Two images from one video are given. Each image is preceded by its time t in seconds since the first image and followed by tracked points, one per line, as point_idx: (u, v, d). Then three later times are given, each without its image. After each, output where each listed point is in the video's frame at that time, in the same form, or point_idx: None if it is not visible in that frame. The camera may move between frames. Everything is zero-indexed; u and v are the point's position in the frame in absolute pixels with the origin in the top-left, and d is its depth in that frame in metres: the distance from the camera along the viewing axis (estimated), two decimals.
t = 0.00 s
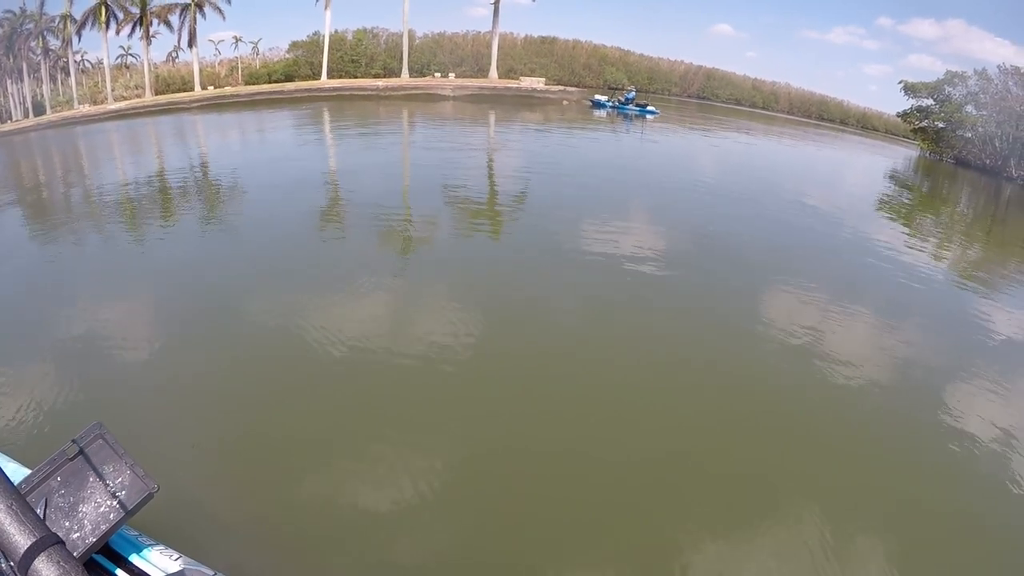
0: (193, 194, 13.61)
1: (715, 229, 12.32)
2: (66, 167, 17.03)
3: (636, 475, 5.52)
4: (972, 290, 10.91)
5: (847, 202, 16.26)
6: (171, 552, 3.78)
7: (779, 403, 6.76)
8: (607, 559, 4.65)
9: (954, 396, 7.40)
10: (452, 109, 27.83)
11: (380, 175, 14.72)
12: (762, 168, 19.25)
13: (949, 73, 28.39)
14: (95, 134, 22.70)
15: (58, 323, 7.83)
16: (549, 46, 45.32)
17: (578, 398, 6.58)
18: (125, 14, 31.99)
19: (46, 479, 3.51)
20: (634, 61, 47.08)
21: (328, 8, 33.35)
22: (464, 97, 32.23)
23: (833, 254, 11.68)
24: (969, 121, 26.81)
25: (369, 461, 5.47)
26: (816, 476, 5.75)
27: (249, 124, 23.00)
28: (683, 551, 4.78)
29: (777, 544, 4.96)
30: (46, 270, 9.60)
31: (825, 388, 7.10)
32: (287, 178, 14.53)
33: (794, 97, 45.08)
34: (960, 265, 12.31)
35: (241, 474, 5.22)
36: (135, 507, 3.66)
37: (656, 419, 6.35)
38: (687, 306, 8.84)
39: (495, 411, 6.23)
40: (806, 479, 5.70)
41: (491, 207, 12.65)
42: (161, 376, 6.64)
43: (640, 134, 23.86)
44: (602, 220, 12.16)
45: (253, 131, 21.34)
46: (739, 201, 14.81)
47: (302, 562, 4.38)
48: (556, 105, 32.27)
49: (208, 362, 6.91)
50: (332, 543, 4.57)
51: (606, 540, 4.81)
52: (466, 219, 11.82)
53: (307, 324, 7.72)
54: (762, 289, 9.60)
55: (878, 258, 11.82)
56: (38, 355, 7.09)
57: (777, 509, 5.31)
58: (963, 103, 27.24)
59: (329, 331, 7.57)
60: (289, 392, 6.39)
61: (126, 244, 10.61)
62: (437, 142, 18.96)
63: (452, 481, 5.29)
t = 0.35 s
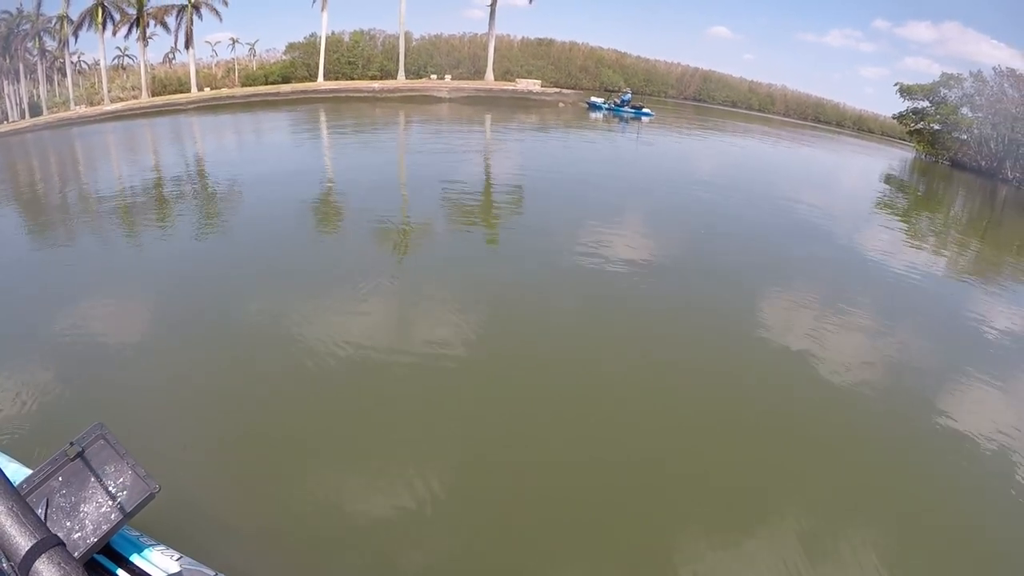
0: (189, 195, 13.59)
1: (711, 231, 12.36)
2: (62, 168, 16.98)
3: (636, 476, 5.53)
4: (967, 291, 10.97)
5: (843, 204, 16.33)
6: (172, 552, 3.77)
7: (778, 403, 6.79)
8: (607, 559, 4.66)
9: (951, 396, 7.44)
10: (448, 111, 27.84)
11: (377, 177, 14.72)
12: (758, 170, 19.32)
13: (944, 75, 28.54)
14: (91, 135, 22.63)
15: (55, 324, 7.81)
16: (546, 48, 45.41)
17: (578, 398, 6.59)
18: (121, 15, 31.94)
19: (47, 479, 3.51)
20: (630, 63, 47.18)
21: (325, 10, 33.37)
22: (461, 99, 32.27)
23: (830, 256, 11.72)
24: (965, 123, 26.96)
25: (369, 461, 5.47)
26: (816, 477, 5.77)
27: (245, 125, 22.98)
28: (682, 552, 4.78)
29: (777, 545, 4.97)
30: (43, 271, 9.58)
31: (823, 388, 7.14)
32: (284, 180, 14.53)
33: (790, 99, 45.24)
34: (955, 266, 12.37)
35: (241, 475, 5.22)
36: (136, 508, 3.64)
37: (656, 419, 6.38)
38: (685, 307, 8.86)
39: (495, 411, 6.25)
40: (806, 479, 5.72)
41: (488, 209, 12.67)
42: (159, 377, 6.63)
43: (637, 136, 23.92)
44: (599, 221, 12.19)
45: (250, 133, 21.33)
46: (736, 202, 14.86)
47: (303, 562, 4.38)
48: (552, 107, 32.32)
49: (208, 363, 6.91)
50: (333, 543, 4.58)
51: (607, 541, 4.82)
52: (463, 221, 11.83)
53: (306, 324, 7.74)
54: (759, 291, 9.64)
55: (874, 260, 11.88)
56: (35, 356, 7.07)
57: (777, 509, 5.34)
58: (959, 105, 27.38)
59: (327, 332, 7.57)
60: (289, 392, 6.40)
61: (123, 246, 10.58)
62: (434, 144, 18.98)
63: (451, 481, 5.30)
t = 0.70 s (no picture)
0: (187, 196, 13.57)
1: (708, 231, 12.38)
2: (59, 169, 16.95)
3: (636, 476, 5.54)
4: (964, 290, 11.01)
5: (840, 204, 16.37)
6: (174, 552, 3.77)
7: (777, 403, 6.80)
8: (608, 559, 4.66)
9: (949, 394, 7.47)
10: (445, 111, 27.85)
11: (374, 177, 14.72)
12: (755, 170, 19.37)
13: (941, 75, 28.62)
14: (88, 136, 22.60)
15: (54, 325, 7.79)
16: (543, 48, 45.44)
17: (578, 398, 6.60)
18: (118, 16, 31.88)
19: (49, 479, 3.50)
20: (627, 63, 47.23)
21: (321, 11, 33.34)
22: (458, 99, 32.28)
23: (827, 255, 11.75)
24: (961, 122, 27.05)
25: (369, 462, 5.47)
26: (815, 476, 5.78)
27: (243, 126, 22.95)
28: (682, 552, 4.79)
29: (777, 544, 4.98)
30: (41, 273, 9.56)
31: (822, 388, 7.16)
32: (281, 180, 14.51)
33: (787, 99, 45.32)
34: (951, 265, 12.41)
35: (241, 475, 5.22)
36: (137, 508, 3.64)
37: (656, 419, 6.39)
38: (683, 307, 8.88)
39: (495, 411, 6.25)
40: (806, 478, 5.73)
41: (485, 209, 12.67)
42: (158, 378, 6.62)
43: (634, 136, 23.96)
44: (597, 221, 12.20)
45: (247, 133, 21.31)
46: (733, 202, 14.89)
47: (303, 562, 4.38)
48: (549, 107, 32.35)
49: (207, 364, 6.91)
50: (333, 543, 4.58)
51: (607, 541, 4.82)
52: (461, 221, 11.84)
53: (305, 324, 7.74)
54: (757, 290, 9.65)
55: (871, 259, 11.92)
56: (34, 356, 7.05)
57: (777, 508, 5.35)
58: (955, 104, 27.46)
59: (326, 332, 7.57)
60: (288, 392, 6.40)
61: (121, 247, 10.56)
62: (432, 145, 18.97)
63: (452, 482, 5.30)
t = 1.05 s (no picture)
0: (185, 196, 13.57)
1: (707, 229, 12.38)
2: (58, 169, 16.94)
3: (636, 476, 5.54)
4: (964, 287, 11.03)
5: (839, 201, 16.39)
6: (176, 550, 3.77)
7: (777, 402, 6.81)
8: (608, 559, 4.66)
9: (948, 392, 7.47)
10: (443, 110, 27.84)
11: (373, 176, 14.71)
12: (754, 167, 19.38)
13: (940, 72, 28.61)
14: (86, 137, 22.59)
15: (54, 326, 7.79)
16: (542, 46, 45.38)
17: (578, 399, 6.59)
18: (116, 16, 31.83)
19: (52, 478, 3.46)
20: (626, 61, 47.18)
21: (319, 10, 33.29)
22: (456, 98, 32.25)
23: (826, 252, 11.76)
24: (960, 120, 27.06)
25: (369, 462, 5.47)
26: (814, 475, 5.79)
27: (241, 126, 22.93)
28: (682, 552, 4.79)
29: (777, 545, 4.98)
30: (41, 273, 9.56)
31: (822, 386, 7.16)
32: (280, 180, 14.50)
33: (786, 97, 45.30)
34: (951, 262, 12.42)
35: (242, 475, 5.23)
36: (140, 506, 3.65)
37: (656, 418, 6.39)
38: (683, 305, 8.89)
39: (495, 411, 6.26)
40: (806, 478, 5.74)
41: (484, 208, 12.68)
42: (158, 378, 6.62)
43: (632, 133, 23.96)
44: (596, 219, 12.21)
45: (245, 133, 21.30)
46: (732, 200, 14.89)
47: (304, 563, 4.38)
48: (547, 106, 32.33)
49: (208, 363, 6.91)
50: (333, 544, 4.58)
51: (607, 541, 4.83)
52: (460, 219, 11.84)
53: (304, 324, 7.74)
54: (756, 288, 9.66)
55: (871, 256, 11.93)
56: (35, 357, 7.06)
57: (776, 508, 5.35)
58: (954, 102, 27.47)
59: (325, 331, 7.57)
60: (288, 392, 6.40)
61: (120, 247, 10.56)
62: (431, 143, 18.96)
63: (452, 482, 5.30)
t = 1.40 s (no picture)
0: (189, 192, 13.59)
1: (711, 225, 12.33)
2: (62, 166, 16.99)
3: (636, 476, 5.51)
4: (969, 284, 10.98)
5: (844, 197, 16.31)
6: (182, 544, 3.79)
7: (778, 401, 6.77)
8: (608, 560, 4.64)
9: (951, 391, 7.43)
10: (446, 105, 27.78)
11: (376, 172, 14.69)
12: (757, 163, 19.32)
13: (945, 68, 28.42)
14: (90, 133, 22.64)
15: (58, 323, 7.83)
16: (546, 42, 45.23)
17: (579, 397, 6.56)
18: (119, 12, 31.82)
19: (59, 471, 3.47)
20: (630, 57, 46.99)
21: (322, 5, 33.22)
22: (459, 94, 32.18)
23: (830, 249, 11.71)
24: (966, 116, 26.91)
25: (369, 460, 5.46)
26: (816, 475, 5.75)
27: (245, 122, 22.95)
28: (683, 553, 4.76)
29: (777, 546, 4.95)
30: (45, 270, 9.59)
31: (825, 385, 7.12)
32: (283, 176, 14.50)
33: (790, 93, 45.06)
34: (955, 259, 12.36)
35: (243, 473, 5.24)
36: (147, 500, 3.72)
37: (658, 417, 6.36)
38: (685, 302, 8.86)
39: (495, 409, 6.25)
40: (807, 477, 5.70)
41: (487, 204, 12.65)
42: (162, 375, 6.64)
43: (636, 129, 23.88)
44: (598, 215, 12.18)
45: (249, 129, 21.30)
46: (736, 196, 14.83)
47: (304, 562, 4.38)
48: (550, 101, 32.24)
49: (211, 360, 6.93)
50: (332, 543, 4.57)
51: (606, 541, 4.80)
52: (463, 215, 11.82)
53: (306, 321, 7.74)
54: (760, 285, 9.62)
55: (875, 253, 11.87)
56: (40, 354, 7.09)
57: (778, 508, 5.32)
58: (960, 98, 27.30)
59: (328, 328, 7.57)
60: (290, 390, 6.40)
61: (124, 243, 10.59)
62: (433, 139, 18.92)
63: (452, 481, 5.28)
